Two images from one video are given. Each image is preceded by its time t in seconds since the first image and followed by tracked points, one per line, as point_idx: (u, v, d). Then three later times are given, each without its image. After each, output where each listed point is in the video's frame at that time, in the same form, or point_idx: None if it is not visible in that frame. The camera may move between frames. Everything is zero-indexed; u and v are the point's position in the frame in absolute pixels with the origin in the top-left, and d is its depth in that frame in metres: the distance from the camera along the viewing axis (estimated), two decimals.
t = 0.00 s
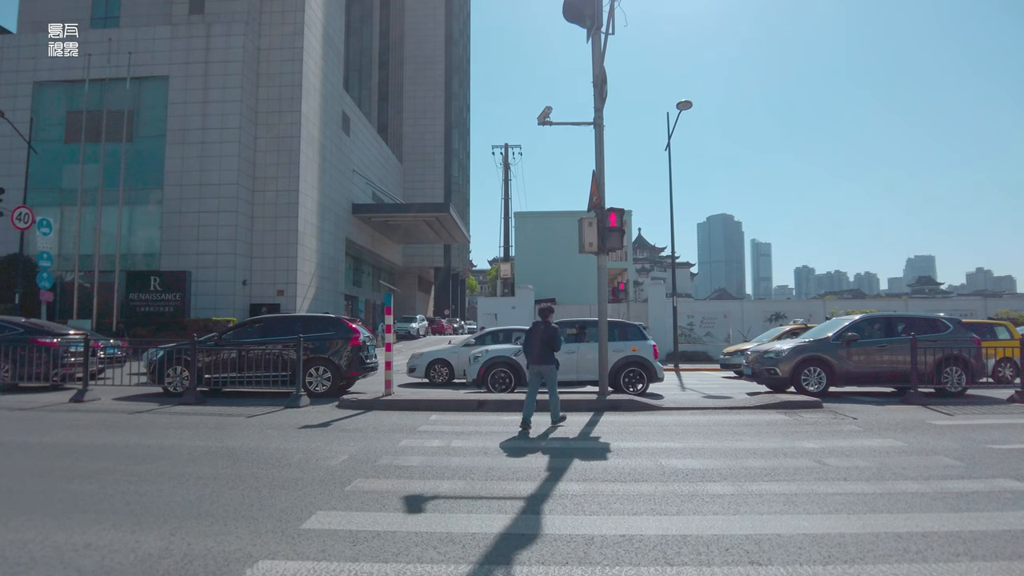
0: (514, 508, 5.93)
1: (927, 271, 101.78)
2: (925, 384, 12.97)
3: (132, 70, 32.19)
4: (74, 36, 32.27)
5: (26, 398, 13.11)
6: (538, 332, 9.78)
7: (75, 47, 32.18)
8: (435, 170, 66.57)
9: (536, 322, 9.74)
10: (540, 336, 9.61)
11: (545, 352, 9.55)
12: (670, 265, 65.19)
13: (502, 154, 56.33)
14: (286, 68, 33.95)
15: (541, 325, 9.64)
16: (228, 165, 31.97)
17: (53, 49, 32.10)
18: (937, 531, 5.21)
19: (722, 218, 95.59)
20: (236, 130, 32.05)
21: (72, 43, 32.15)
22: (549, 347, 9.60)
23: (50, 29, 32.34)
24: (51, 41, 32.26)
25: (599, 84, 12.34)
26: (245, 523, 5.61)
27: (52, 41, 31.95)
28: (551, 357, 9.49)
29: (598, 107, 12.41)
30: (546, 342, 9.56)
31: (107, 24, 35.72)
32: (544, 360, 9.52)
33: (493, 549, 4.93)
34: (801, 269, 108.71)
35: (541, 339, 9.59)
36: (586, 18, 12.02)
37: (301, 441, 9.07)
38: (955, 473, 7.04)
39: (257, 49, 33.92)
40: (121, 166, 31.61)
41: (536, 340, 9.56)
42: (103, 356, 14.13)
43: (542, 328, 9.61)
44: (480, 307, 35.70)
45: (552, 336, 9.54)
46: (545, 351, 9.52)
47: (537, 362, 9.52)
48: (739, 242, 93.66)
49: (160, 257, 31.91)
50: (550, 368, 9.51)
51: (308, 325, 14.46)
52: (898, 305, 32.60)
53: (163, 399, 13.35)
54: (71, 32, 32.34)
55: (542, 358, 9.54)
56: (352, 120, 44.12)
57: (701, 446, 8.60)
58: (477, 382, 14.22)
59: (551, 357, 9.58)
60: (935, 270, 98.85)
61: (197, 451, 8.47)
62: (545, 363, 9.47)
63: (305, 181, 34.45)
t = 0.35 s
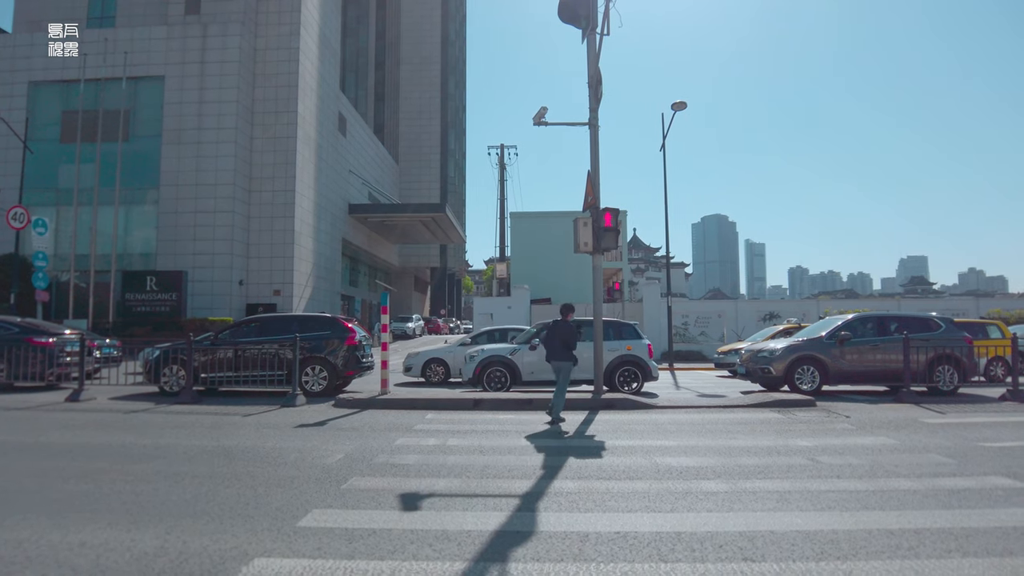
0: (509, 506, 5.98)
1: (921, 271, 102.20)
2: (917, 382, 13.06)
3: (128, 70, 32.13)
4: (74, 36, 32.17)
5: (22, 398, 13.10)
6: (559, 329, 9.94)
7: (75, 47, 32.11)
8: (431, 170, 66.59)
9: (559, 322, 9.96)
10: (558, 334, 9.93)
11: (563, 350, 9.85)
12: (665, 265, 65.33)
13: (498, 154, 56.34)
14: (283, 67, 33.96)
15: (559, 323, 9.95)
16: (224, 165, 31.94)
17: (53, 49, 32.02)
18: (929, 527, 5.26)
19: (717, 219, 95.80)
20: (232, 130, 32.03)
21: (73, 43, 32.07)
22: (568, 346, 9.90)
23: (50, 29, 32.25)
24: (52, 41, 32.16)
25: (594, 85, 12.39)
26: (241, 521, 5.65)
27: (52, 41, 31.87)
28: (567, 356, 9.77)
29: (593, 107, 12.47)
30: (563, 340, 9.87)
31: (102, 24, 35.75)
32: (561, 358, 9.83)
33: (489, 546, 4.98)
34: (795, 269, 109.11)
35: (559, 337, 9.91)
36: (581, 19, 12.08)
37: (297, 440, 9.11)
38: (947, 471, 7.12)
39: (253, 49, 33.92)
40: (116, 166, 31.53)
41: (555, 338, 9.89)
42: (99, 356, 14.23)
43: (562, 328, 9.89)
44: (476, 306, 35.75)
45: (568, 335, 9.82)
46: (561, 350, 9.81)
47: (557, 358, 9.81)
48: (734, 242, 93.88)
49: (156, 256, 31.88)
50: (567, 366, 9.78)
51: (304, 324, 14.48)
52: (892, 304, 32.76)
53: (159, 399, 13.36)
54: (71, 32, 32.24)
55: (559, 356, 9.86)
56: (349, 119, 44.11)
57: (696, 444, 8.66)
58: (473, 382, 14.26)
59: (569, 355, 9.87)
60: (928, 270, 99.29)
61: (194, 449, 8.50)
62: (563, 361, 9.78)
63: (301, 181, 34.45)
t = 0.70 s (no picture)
0: (505, 506, 5.95)
1: (915, 271, 102.46)
2: (913, 382, 13.09)
3: (122, 69, 31.95)
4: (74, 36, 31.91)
5: (15, 398, 13.03)
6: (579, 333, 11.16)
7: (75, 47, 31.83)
8: (427, 170, 66.57)
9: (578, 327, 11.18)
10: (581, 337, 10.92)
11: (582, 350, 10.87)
12: (661, 265, 65.36)
13: (494, 155, 56.33)
14: (278, 67, 33.88)
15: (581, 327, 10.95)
16: (219, 164, 31.86)
17: (53, 49, 31.80)
18: (924, 527, 5.26)
19: (713, 219, 95.88)
20: (227, 129, 31.95)
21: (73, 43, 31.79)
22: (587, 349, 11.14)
23: (50, 29, 32.05)
24: (51, 41, 31.95)
25: (590, 85, 12.37)
26: (236, 522, 5.61)
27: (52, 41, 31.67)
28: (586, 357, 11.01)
29: (589, 107, 12.46)
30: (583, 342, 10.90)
31: (96, 22, 35.49)
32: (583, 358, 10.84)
33: (485, 546, 4.96)
34: (790, 270, 109.29)
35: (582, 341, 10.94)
36: (577, 19, 12.06)
37: (292, 441, 9.07)
38: (942, 470, 7.13)
39: (248, 49, 33.81)
40: (110, 165, 31.37)
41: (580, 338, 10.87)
42: (93, 357, 14.18)
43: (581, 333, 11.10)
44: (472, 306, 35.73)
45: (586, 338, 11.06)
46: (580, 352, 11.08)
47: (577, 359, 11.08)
48: (729, 243, 94.01)
49: (150, 256, 31.76)
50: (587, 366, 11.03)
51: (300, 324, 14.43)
52: (886, 304, 32.85)
53: (153, 399, 13.30)
54: (71, 32, 32.01)
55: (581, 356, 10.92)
56: (344, 119, 44.05)
57: (692, 444, 8.65)
58: (469, 382, 14.23)
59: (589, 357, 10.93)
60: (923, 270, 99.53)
61: (188, 450, 8.46)
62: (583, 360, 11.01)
63: (296, 180, 34.36)
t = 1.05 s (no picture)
0: (501, 506, 5.96)
1: (910, 272, 102.88)
2: (907, 382, 13.14)
3: (116, 67, 31.82)
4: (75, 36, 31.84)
5: (9, 398, 12.98)
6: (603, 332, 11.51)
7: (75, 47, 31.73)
8: (423, 170, 66.56)
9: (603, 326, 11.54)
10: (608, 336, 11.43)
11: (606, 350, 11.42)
12: (657, 266, 65.48)
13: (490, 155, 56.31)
14: (273, 66, 33.83)
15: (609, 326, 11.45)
16: (214, 164, 31.80)
17: (53, 50, 31.66)
18: (918, 526, 5.28)
19: (708, 220, 96.08)
20: (222, 129, 31.89)
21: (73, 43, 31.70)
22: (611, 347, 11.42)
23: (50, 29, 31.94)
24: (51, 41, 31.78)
25: (586, 85, 12.38)
26: (232, 522, 5.61)
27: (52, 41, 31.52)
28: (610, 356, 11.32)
29: (585, 107, 12.47)
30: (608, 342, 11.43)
31: (92, 21, 35.47)
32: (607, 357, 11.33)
33: (481, 546, 4.96)
34: (785, 270, 109.59)
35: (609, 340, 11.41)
36: (574, 19, 12.06)
37: (288, 441, 9.06)
38: (936, 470, 7.16)
39: (244, 48, 33.75)
40: (105, 165, 31.24)
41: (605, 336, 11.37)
42: (87, 356, 14.12)
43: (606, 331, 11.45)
44: (468, 306, 35.74)
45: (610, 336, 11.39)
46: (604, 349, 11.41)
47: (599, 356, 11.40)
48: (725, 243, 94.23)
49: (145, 256, 31.65)
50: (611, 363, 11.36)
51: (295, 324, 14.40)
52: (881, 305, 32.97)
53: (148, 399, 13.26)
54: (71, 32, 31.95)
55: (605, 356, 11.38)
56: (340, 119, 43.99)
57: (688, 444, 8.66)
58: (465, 382, 14.23)
59: (615, 357, 11.37)
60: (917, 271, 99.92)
61: (184, 450, 8.44)
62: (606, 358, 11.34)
63: (291, 180, 34.32)
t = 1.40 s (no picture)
0: (497, 506, 5.97)
1: (904, 272, 103.34)
2: (901, 382, 13.20)
3: (111, 67, 31.73)
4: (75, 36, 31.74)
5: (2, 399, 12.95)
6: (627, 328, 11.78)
7: (75, 47, 31.63)
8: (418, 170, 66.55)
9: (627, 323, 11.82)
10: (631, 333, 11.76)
11: (632, 347, 11.69)
12: (652, 266, 65.60)
13: (485, 155, 56.27)
14: (269, 66, 33.77)
15: (630, 321, 11.74)
16: (209, 163, 31.75)
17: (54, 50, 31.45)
18: (912, 525, 5.31)
19: (703, 220, 96.27)
20: (218, 128, 31.84)
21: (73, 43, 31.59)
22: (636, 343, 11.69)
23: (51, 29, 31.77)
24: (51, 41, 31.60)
25: (582, 85, 12.41)
26: (227, 522, 5.61)
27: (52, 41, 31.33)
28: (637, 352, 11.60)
29: (581, 108, 12.50)
30: (632, 338, 11.68)
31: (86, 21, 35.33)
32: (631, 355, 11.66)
33: (476, 546, 4.97)
34: (780, 270, 109.89)
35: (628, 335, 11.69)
36: (569, 20, 12.09)
37: (284, 441, 9.06)
38: (930, 469, 7.20)
39: (239, 48, 33.69)
40: (100, 164, 31.12)
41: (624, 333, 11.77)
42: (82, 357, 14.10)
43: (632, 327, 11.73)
44: (464, 306, 35.75)
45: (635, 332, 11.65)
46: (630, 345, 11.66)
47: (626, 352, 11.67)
48: (720, 243, 94.43)
49: (139, 256, 31.56)
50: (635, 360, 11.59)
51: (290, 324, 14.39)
52: (876, 305, 33.07)
53: (143, 400, 13.23)
54: (71, 32, 31.82)
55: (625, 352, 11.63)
56: (336, 119, 43.94)
57: (683, 443, 8.70)
58: (460, 382, 14.23)
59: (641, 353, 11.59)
60: (911, 271, 100.28)
61: (179, 450, 8.44)
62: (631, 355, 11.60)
63: (287, 180, 34.28)
